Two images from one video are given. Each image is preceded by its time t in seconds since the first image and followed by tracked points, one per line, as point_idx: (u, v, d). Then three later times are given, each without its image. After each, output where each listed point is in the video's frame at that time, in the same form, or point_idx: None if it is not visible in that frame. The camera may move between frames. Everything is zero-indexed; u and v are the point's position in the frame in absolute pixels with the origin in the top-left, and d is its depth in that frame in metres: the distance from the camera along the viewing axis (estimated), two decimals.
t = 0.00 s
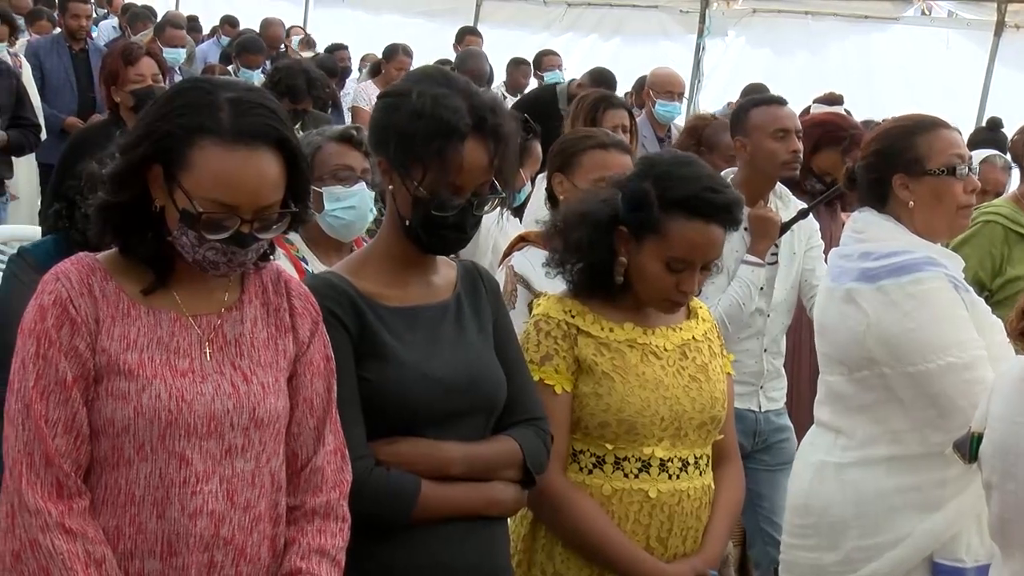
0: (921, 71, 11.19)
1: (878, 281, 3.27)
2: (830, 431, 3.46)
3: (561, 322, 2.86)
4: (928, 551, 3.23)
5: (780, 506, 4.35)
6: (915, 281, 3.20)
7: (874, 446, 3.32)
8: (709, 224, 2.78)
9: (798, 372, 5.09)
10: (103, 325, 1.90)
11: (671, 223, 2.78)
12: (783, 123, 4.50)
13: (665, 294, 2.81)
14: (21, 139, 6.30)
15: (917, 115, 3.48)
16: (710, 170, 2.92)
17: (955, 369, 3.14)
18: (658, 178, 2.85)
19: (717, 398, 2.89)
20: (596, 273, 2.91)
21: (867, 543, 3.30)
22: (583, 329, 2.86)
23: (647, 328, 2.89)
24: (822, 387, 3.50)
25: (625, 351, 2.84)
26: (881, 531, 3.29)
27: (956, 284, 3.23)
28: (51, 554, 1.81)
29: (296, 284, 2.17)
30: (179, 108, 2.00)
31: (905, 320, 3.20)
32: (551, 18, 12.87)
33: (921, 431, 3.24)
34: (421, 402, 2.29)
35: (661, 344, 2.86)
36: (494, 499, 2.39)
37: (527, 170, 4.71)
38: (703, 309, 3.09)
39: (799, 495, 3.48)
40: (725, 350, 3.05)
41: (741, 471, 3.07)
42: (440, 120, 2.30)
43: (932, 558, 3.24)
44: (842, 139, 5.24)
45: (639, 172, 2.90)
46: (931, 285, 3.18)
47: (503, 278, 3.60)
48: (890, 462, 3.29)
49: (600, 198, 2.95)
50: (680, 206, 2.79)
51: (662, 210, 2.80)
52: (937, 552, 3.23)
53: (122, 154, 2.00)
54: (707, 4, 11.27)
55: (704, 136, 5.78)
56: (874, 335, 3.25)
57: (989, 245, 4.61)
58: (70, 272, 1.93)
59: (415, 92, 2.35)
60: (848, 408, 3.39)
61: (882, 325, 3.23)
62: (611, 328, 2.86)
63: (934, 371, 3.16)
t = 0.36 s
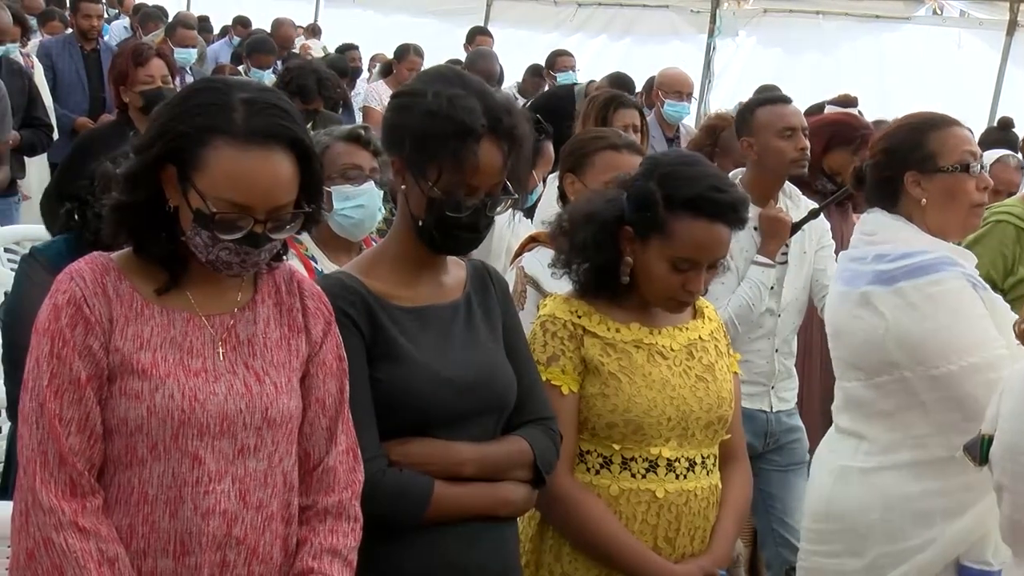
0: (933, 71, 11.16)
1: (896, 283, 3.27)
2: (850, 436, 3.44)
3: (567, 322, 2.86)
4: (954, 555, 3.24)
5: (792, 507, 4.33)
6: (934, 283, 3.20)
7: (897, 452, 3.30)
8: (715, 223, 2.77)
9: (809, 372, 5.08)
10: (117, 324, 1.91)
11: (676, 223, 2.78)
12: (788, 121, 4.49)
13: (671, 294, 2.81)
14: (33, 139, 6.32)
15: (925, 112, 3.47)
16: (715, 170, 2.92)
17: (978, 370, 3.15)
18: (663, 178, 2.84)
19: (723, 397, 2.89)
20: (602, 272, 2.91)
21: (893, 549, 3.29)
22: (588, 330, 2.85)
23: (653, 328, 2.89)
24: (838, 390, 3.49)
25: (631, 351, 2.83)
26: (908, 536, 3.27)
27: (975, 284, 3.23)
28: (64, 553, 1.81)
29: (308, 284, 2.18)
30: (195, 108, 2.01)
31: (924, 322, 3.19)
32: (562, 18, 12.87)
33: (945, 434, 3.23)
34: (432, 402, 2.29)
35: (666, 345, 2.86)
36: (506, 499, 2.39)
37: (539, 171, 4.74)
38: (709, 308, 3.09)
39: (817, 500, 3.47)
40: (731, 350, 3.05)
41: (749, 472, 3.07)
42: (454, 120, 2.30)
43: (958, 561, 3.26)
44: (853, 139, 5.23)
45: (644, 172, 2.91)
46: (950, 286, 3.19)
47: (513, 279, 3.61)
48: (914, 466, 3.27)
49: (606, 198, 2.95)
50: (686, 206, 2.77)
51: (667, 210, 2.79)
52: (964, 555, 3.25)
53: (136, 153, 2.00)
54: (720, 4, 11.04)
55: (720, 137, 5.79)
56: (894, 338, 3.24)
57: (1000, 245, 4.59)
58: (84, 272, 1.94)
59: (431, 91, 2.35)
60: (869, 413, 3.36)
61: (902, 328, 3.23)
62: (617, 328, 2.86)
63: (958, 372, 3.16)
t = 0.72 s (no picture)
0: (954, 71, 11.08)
1: (935, 283, 3.19)
2: (876, 436, 3.39)
3: (582, 322, 2.85)
4: (984, 560, 3.17)
5: (812, 509, 4.30)
6: (975, 283, 3.12)
7: (931, 454, 3.23)
8: (727, 220, 2.76)
9: (829, 371, 5.05)
10: (139, 324, 1.91)
11: (688, 221, 2.77)
12: (804, 120, 4.50)
13: (685, 292, 2.80)
14: (55, 140, 6.34)
15: (951, 108, 3.39)
16: (728, 169, 2.90)
17: (1018, 372, 3.08)
18: (676, 177, 2.83)
19: (739, 397, 2.88)
20: (615, 273, 2.91)
21: (920, 554, 3.26)
22: (603, 329, 2.84)
23: (667, 328, 2.88)
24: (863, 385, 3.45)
25: (645, 351, 2.82)
26: (933, 539, 3.23)
27: (1015, 285, 3.15)
28: (86, 552, 1.82)
29: (329, 284, 2.18)
30: (216, 109, 2.01)
31: (964, 323, 3.12)
32: (581, 18, 12.87)
33: (980, 438, 3.16)
34: (452, 402, 2.29)
35: (681, 344, 2.85)
36: (523, 501, 2.39)
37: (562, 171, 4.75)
38: (724, 307, 3.08)
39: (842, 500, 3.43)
40: (747, 350, 3.03)
41: (766, 473, 3.05)
42: (476, 121, 2.30)
43: (987, 567, 3.19)
44: (874, 139, 5.20)
45: (657, 172, 2.90)
46: (990, 286, 3.11)
47: (533, 280, 3.61)
48: (945, 470, 3.21)
49: (619, 198, 2.95)
50: (698, 205, 2.76)
51: (679, 208, 2.79)
52: (992, 561, 3.17)
53: (158, 154, 2.01)
54: (740, 4, 10.89)
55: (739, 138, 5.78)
56: (933, 338, 3.16)
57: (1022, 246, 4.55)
58: (107, 272, 1.94)
59: (452, 92, 2.35)
60: (903, 414, 3.30)
61: (941, 328, 3.15)
62: (631, 328, 2.85)
63: (998, 375, 3.09)
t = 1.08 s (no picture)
0: (958, 70, 11.06)
1: (961, 288, 3.04)
2: (891, 442, 3.22)
3: (584, 321, 2.85)
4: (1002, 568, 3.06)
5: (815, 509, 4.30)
6: (1001, 288, 3.01)
7: (949, 462, 3.09)
8: (729, 219, 2.76)
9: (832, 372, 5.04)
10: (144, 324, 1.91)
11: (691, 220, 2.76)
12: (805, 119, 4.48)
13: (688, 292, 2.79)
14: (59, 139, 6.35)
15: (959, 108, 3.26)
16: (729, 167, 2.90)
17: None
18: (678, 176, 2.83)
19: (741, 395, 2.87)
20: (618, 272, 2.90)
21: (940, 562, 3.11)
22: (605, 329, 2.84)
23: (669, 327, 2.88)
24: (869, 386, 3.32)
25: (648, 350, 2.82)
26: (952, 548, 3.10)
27: None
28: (90, 552, 1.82)
29: (333, 284, 2.18)
30: (221, 109, 2.01)
31: (990, 329, 2.99)
32: (585, 18, 12.88)
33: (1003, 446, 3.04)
34: (458, 402, 2.29)
35: (683, 343, 2.85)
36: (529, 500, 2.38)
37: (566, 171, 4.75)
38: (725, 306, 3.08)
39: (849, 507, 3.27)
40: (749, 349, 3.03)
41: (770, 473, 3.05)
42: (485, 120, 2.29)
43: None
44: (879, 139, 5.19)
45: (659, 172, 2.89)
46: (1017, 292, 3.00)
47: (538, 280, 3.60)
48: (966, 477, 3.07)
49: (621, 198, 2.94)
50: (699, 204, 2.76)
51: (681, 207, 2.78)
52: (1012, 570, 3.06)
53: (163, 154, 2.01)
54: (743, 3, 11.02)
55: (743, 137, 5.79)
56: (960, 344, 3.00)
57: None
58: (111, 272, 1.94)
59: (460, 91, 2.34)
60: (920, 421, 3.14)
61: (969, 334, 3.00)
62: (633, 327, 2.85)
63: None
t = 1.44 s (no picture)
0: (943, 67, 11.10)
1: (962, 290, 3.03)
2: (885, 444, 3.22)
3: (571, 319, 2.85)
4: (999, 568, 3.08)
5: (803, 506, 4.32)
6: (1002, 289, 3.00)
7: (945, 464, 3.10)
8: (716, 216, 2.76)
9: (820, 369, 5.06)
10: (128, 325, 1.90)
11: (678, 218, 2.76)
12: (792, 116, 4.50)
13: (674, 289, 2.80)
14: (43, 140, 6.32)
15: (947, 106, 3.28)
16: (716, 164, 2.91)
17: None
18: (664, 173, 2.84)
19: (727, 393, 2.88)
20: (605, 270, 2.89)
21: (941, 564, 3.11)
22: (592, 327, 2.84)
23: (656, 325, 2.88)
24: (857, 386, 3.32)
25: (635, 348, 2.82)
26: (951, 549, 3.10)
27: None
28: (75, 554, 1.81)
29: (319, 283, 2.17)
30: (205, 108, 2.00)
31: (993, 330, 2.97)
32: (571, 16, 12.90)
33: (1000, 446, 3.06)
34: (446, 401, 2.29)
35: (669, 341, 2.85)
36: (519, 500, 2.39)
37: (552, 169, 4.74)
38: (711, 304, 3.08)
39: (843, 508, 3.27)
40: (736, 346, 3.04)
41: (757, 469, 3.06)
42: (476, 117, 2.29)
43: None
44: (866, 136, 5.20)
45: (646, 169, 2.90)
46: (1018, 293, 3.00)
47: (528, 278, 3.60)
48: (964, 478, 3.09)
49: (608, 196, 2.95)
50: (686, 201, 2.76)
51: (668, 205, 2.79)
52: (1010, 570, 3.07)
53: (147, 154, 2.00)
54: (728, 2, 11.15)
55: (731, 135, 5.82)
56: (963, 347, 3.00)
57: (1013, 243, 4.56)
58: (95, 273, 1.93)
59: (450, 88, 2.34)
60: (916, 423, 3.14)
61: (972, 337, 2.99)
62: (620, 325, 2.85)
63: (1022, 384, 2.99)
